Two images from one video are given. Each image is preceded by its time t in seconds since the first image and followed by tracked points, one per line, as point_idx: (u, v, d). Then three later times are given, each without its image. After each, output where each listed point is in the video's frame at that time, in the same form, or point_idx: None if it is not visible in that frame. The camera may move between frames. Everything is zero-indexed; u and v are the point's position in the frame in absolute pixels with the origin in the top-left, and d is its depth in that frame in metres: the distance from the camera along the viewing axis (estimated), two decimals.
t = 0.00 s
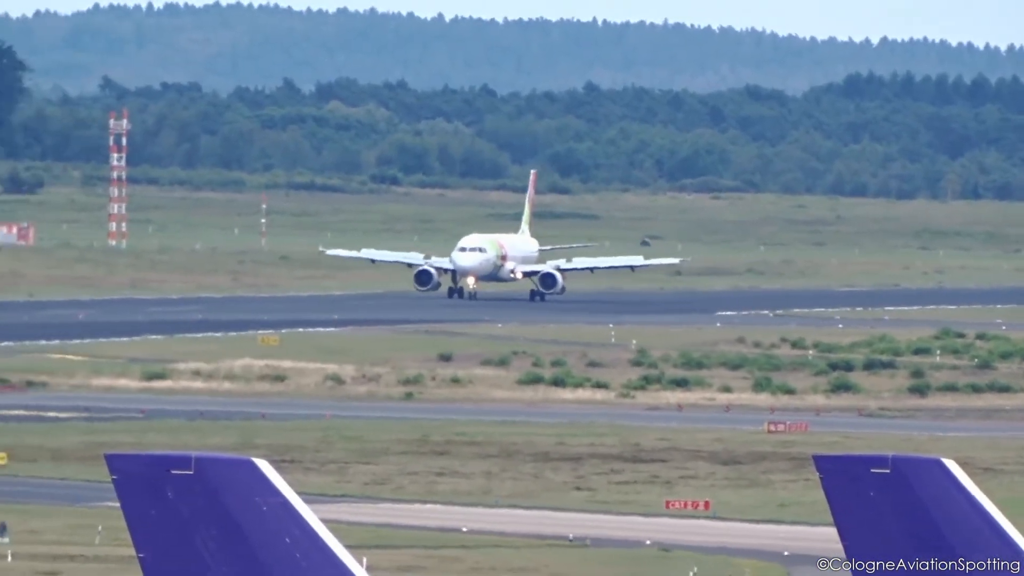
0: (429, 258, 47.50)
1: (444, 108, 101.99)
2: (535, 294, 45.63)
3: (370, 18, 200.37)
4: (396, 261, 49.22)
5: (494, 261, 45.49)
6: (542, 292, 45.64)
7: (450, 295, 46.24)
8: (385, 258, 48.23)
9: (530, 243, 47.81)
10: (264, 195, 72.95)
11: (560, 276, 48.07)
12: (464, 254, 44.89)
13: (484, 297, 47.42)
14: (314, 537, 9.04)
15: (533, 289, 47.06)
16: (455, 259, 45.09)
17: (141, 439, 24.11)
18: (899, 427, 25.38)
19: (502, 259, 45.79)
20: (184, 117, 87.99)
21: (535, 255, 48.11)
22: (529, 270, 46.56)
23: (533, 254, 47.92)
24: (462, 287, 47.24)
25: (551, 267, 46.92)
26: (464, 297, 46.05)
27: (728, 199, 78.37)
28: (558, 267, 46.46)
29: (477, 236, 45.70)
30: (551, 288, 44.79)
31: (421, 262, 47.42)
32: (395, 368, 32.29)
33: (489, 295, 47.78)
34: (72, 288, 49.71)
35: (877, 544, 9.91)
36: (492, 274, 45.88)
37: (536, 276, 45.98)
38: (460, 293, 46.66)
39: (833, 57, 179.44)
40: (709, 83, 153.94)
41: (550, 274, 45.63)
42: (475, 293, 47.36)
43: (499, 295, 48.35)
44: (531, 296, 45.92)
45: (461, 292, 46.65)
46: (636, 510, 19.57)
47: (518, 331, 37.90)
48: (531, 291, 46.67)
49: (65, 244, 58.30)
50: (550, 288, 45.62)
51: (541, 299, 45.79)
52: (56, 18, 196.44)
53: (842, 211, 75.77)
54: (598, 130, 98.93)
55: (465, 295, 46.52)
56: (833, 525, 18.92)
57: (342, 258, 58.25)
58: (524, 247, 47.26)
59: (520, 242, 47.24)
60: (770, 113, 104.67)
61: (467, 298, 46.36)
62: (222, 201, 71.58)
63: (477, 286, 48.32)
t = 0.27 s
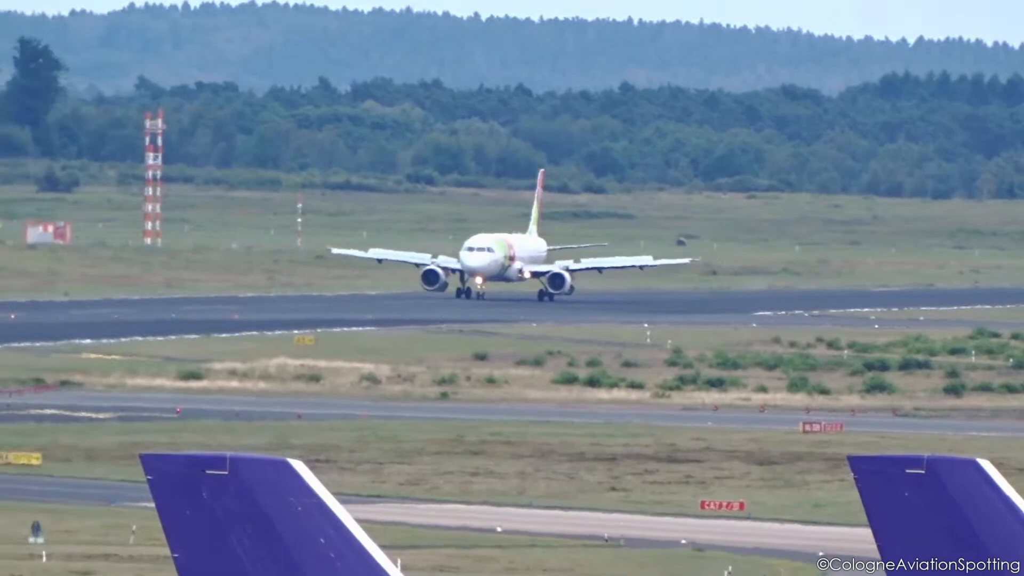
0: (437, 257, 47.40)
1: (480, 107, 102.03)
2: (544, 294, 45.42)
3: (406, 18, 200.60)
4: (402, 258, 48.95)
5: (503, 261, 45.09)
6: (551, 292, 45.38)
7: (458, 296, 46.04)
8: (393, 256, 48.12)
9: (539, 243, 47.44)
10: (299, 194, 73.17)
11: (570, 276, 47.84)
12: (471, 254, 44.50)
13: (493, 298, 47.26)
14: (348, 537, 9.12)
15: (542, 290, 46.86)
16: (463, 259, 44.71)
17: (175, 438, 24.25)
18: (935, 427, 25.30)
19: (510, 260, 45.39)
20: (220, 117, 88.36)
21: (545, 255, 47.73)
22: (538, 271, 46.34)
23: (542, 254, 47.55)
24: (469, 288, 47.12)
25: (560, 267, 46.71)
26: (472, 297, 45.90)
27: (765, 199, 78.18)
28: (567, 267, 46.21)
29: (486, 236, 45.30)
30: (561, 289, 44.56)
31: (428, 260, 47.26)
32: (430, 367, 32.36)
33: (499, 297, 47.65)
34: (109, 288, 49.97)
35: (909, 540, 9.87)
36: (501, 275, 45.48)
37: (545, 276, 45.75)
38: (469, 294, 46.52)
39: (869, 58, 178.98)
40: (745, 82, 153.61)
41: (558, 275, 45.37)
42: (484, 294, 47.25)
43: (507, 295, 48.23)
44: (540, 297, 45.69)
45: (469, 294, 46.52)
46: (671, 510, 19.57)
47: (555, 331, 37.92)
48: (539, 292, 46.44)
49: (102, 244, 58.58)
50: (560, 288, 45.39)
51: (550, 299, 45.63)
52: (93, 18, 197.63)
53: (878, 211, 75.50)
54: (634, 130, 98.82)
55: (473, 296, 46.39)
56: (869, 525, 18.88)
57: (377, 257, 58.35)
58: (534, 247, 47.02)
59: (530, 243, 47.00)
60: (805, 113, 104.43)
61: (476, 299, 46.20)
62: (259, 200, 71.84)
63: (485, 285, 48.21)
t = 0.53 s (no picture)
0: (443, 258, 47.41)
1: (510, 107, 102.13)
2: (550, 295, 45.28)
3: (437, 18, 200.89)
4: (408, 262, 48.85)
5: (509, 262, 45.33)
6: (556, 293, 45.36)
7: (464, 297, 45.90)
8: (400, 258, 48.14)
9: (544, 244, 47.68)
10: (329, 194, 73.38)
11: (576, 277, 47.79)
12: (479, 255, 44.67)
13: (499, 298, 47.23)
14: (378, 535, 9.22)
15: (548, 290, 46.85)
16: (471, 261, 44.87)
17: (206, 439, 24.38)
18: (966, 428, 25.29)
19: (517, 261, 45.63)
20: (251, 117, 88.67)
21: (550, 256, 47.99)
22: (543, 271, 46.35)
23: (547, 255, 47.78)
24: (475, 289, 46.98)
25: (566, 268, 46.62)
26: (478, 298, 45.88)
27: (795, 200, 78.08)
28: (573, 268, 46.07)
29: (493, 238, 45.49)
30: (566, 289, 44.41)
31: (434, 262, 47.18)
32: (461, 368, 32.49)
33: (503, 297, 47.62)
34: (140, 288, 50.25)
35: (937, 538, 9.89)
36: (507, 276, 45.72)
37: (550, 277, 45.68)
38: (474, 294, 46.47)
39: (901, 58, 178.47)
40: (776, 83, 153.31)
41: (564, 275, 45.34)
42: (490, 295, 47.25)
43: (514, 296, 48.20)
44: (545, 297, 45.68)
45: (474, 294, 46.48)
46: (702, 511, 19.61)
47: (587, 331, 38.00)
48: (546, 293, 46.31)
49: (133, 244, 58.87)
50: (566, 289, 45.26)
51: (556, 301, 45.47)
52: (125, 17, 198.56)
53: (909, 211, 75.33)
54: (665, 130, 98.76)
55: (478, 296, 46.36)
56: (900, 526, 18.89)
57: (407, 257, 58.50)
58: (539, 249, 47.00)
59: (536, 244, 47.08)
60: (836, 114, 104.18)
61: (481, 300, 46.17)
62: (290, 200, 72.09)
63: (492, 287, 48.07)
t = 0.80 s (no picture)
0: (452, 261, 47.25)
1: (546, 109, 102.14)
2: (559, 298, 45.45)
3: (473, 18, 200.97)
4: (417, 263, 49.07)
5: (518, 265, 45.13)
6: (565, 296, 45.39)
7: (473, 298, 46.06)
8: (409, 259, 47.97)
9: (553, 246, 47.63)
10: (366, 196, 73.56)
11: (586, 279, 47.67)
12: (488, 258, 44.47)
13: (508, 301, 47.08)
14: (409, 531, 9.67)
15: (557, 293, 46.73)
16: (479, 264, 44.67)
17: (242, 440, 24.52)
18: (1004, 430, 25.21)
19: (526, 263, 45.45)
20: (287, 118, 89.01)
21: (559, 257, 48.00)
22: (552, 273, 46.22)
23: (557, 257, 47.88)
24: (485, 291, 47.15)
25: (575, 269, 46.78)
26: (486, 301, 45.68)
27: (831, 201, 77.86)
28: (582, 270, 46.24)
29: (500, 240, 45.33)
30: (577, 292, 44.60)
31: (443, 263, 47.41)
32: (497, 369, 32.58)
33: (511, 299, 47.43)
34: (177, 289, 50.55)
35: (970, 538, 9.91)
36: (516, 279, 45.50)
37: (560, 279, 45.85)
38: (483, 297, 46.23)
39: (938, 58, 177.39)
40: (811, 83, 152.68)
41: (574, 279, 45.33)
42: (500, 297, 47.08)
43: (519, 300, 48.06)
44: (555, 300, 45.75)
45: (484, 297, 46.26)
46: (737, 511, 19.66)
47: (623, 332, 38.05)
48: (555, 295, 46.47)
49: (169, 246, 59.20)
50: (575, 291, 45.44)
51: (566, 303, 45.65)
52: (162, 19, 199.46)
53: (946, 213, 75.00)
54: (701, 131, 98.59)
55: (487, 300, 46.15)
56: (935, 527, 18.89)
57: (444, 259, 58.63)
58: (548, 250, 47.16)
59: (545, 246, 47.22)
60: (871, 115, 103.79)
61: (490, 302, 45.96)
62: (326, 202, 72.35)
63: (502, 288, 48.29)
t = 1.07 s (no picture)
0: (460, 264, 46.82)
1: (582, 111, 102.19)
2: (569, 301, 45.05)
3: (510, 21, 201.08)
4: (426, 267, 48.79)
5: (527, 268, 45.11)
6: (576, 298, 45.16)
7: (482, 302, 45.71)
8: (417, 263, 47.58)
9: (566, 249, 47.55)
10: (402, 198, 73.74)
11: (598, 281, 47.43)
12: (495, 261, 44.59)
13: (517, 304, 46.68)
14: (445, 534, 9.80)
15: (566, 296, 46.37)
16: (487, 267, 44.81)
17: (280, 443, 24.72)
18: None
19: (536, 266, 45.40)
20: (323, 121, 89.37)
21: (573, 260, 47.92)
22: (562, 276, 45.85)
23: (568, 260, 47.60)
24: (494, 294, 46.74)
25: (585, 273, 46.35)
26: (496, 305, 45.30)
27: (867, 204, 77.64)
28: (592, 274, 45.87)
29: (510, 244, 45.41)
30: (586, 295, 44.22)
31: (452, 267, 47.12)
32: (534, 372, 32.70)
33: (519, 302, 47.04)
34: (212, 291, 50.84)
35: (1009, 543, 9.94)
36: (527, 282, 45.49)
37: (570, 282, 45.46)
38: (492, 300, 45.81)
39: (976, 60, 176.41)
40: (848, 86, 152.14)
41: (584, 281, 45.01)
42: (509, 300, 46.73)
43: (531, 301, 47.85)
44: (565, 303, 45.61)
45: (493, 300, 45.85)
46: (775, 514, 19.71)
47: (659, 335, 38.12)
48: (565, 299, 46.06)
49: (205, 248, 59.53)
50: (585, 295, 45.05)
51: (576, 307, 45.23)
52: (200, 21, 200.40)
53: (982, 216, 74.69)
54: (737, 134, 98.44)
55: (497, 303, 45.74)
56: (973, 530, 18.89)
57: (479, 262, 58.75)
58: (558, 254, 46.71)
59: (555, 250, 46.77)
60: (907, 118, 103.43)
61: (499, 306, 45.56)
62: (362, 204, 72.58)
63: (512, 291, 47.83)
